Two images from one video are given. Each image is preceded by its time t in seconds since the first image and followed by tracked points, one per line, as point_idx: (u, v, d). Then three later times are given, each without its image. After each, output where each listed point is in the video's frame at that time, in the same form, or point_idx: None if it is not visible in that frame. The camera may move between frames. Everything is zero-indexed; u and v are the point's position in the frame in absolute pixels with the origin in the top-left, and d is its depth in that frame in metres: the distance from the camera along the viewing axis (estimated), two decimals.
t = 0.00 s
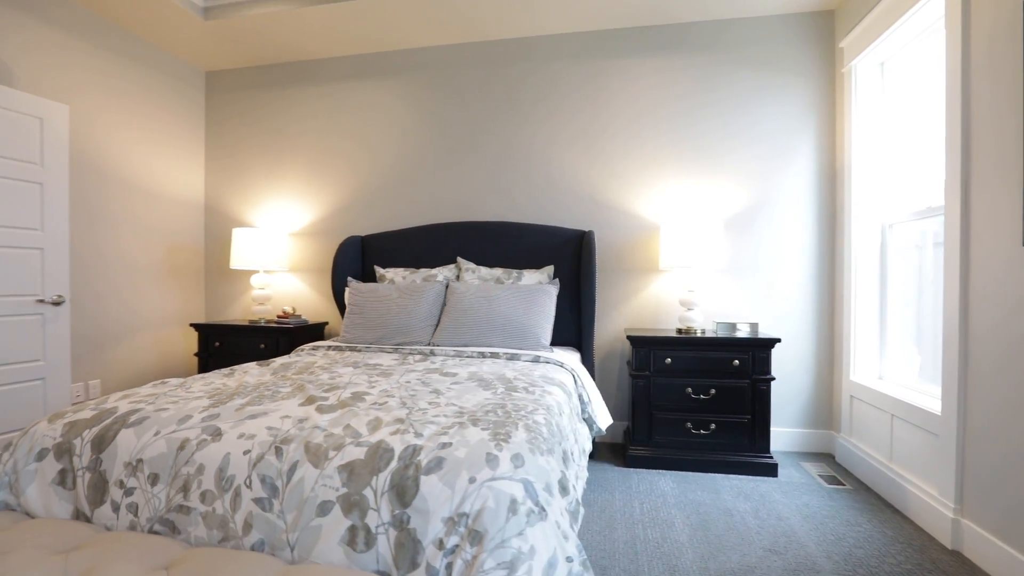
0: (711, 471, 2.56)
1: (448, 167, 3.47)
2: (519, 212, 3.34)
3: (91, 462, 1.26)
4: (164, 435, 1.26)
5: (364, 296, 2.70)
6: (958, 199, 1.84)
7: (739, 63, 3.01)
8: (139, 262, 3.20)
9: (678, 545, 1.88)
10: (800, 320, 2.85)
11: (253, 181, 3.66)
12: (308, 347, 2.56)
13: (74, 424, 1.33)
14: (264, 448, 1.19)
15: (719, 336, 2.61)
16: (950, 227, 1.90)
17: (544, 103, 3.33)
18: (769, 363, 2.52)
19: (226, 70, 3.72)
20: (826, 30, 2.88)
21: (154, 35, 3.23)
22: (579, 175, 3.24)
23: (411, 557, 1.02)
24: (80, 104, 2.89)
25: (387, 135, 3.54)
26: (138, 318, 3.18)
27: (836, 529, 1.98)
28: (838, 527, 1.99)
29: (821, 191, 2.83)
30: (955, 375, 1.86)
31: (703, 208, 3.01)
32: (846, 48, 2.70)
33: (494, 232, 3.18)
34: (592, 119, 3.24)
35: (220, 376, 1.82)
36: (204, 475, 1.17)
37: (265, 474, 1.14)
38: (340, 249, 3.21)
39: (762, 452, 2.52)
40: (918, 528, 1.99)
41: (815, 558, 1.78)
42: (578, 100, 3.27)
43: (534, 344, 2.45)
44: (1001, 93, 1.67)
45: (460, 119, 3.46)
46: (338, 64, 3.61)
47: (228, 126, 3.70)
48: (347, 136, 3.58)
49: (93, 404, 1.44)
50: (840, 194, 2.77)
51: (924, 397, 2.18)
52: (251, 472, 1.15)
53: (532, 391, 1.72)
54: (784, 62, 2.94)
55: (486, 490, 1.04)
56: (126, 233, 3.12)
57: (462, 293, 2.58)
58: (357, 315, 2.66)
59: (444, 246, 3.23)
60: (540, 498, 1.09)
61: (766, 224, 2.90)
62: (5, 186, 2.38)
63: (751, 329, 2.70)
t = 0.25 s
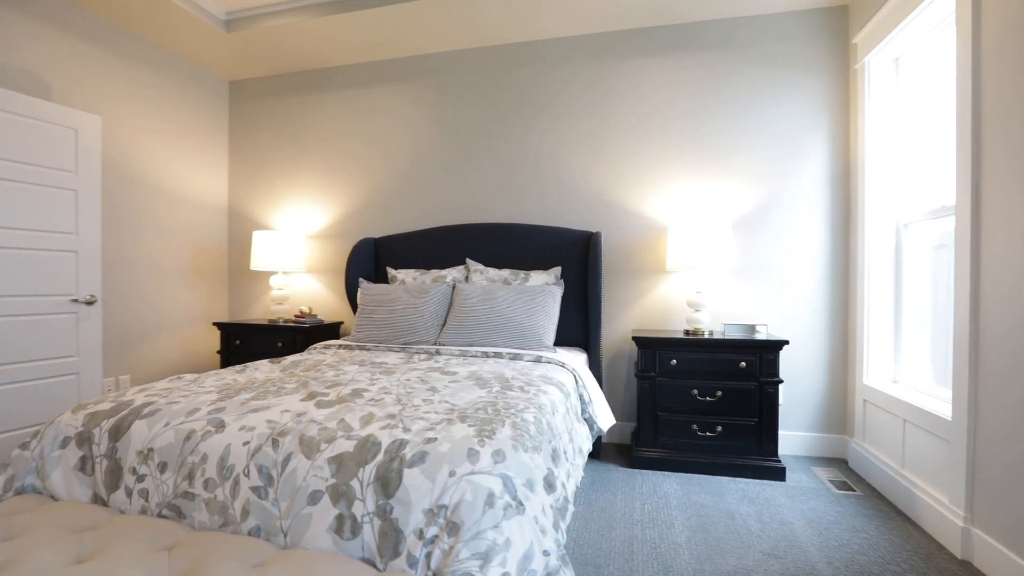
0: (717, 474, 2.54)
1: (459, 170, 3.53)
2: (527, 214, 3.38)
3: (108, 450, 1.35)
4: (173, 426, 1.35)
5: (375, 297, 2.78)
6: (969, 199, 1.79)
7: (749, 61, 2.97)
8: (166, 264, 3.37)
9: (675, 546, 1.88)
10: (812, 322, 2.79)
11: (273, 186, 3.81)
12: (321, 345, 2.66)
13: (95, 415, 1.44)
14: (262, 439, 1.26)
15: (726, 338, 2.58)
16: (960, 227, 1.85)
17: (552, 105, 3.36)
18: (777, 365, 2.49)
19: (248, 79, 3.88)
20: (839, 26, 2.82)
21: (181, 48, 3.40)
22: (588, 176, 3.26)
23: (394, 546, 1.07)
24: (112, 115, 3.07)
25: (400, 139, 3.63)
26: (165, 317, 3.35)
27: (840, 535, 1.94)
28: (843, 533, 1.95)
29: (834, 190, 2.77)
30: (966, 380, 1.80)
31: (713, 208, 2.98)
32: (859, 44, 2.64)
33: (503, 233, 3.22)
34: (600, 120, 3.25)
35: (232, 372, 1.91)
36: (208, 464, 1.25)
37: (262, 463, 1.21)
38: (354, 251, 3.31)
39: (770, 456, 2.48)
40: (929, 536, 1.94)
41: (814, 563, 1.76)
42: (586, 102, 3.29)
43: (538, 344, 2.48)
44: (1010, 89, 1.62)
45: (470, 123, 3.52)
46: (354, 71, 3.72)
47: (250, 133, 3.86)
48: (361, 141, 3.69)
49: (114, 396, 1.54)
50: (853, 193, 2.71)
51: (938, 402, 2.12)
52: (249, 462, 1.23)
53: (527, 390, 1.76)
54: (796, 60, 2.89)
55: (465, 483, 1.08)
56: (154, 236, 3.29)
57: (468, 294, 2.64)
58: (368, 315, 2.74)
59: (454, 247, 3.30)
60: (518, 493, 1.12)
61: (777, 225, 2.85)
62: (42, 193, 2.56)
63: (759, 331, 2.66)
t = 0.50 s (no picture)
0: (724, 476, 2.52)
1: (470, 172, 3.59)
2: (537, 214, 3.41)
3: (127, 438, 1.45)
4: (185, 416, 1.44)
5: (386, 296, 2.86)
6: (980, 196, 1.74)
7: (759, 58, 2.94)
8: (192, 264, 3.54)
9: (673, 545, 1.89)
10: (824, 323, 2.74)
11: (293, 189, 3.95)
12: (334, 343, 2.75)
13: (116, 405, 1.54)
14: (265, 430, 1.33)
15: (734, 338, 2.56)
16: (971, 225, 1.80)
17: (561, 106, 3.38)
18: (785, 366, 2.45)
19: (269, 86, 4.03)
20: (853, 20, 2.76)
21: (206, 58, 3.56)
22: (596, 177, 3.27)
23: (382, 533, 1.12)
24: (142, 124, 3.25)
25: (413, 142, 3.71)
26: (191, 315, 3.52)
27: (844, 540, 1.91)
28: (847, 538, 1.92)
29: (848, 188, 2.72)
30: (976, 383, 1.75)
31: (722, 207, 2.95)
32: (874, 38, 2.58)
33: (512, 234, 3.26)
34: (608, 120, 3.26)
35: (246, 367, 2.01)
36: (215, 452, 1.33)
37: (263, 453, 1.29)
38: (368, 252, 3.40)
39: (778, 459, 2.45)
40: (938, 543, 1.89)
41: (813, 566, 1.74)
42: (595, 102, 3.30)
43: (542, 344, 2.51)
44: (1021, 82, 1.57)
45: (481, 125, 3.58)
46: (369, 77, 3.82)
47: (271, 138, 4.01)
48: (376, 144, 3.79)
49: (134, 389, 1.65)
50: (868, 191, 2.64)
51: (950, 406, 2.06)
52: (252, 451, 1.30)
53: (524, 388, 1.79)
54: (808, 56, 2.84)
55: (449, 474, 1.13)
56: (181, 238, 3.46)
57: (475, 294, 2.69)
58: (379, 314, 2.82)
59: (464, 248, 3.36)
60: (501, 486, 1.16)
61: (788, 224, 2.81)
62: (77, 198, 2.73)
63: (769, 331, 2.63)
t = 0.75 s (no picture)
0: (732, 477, 2.50)
1: (482, 174, 3.65)
2: (548, 215, 3.44)
3: (146, 428, 1.55)
4: (199, 409, 1.53)
5: (398, 296, 2.94)
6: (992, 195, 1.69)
7: (771, 55, 2.90)
8: (216, 265, 3.70)
9: (673, 545, 1.89)
10: (837, 323, 2.69)
11: (312, 192, 4.08)
12: (347, 341, 2.84)
13: (137, 398, 1.64)
14: (270, 423, 1.41)
15: (742, 339, 2.54)
16: (983, 224, 1.75)
17: (572, 107, 3.40)
18: (795, 368, 2.42)
19: (290, 93, 4.17)
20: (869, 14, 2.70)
21: (230, 68, 3.72)
22: (606, 177, 3.28)
23: (375, 522, 1.17)
24: (170, 131, 3.41)
25: (427, 145, 3.79)
26: (215, 313, 3.68)
27: (849, 544, 1.88)
28: (853, 542, 1.89)
29: (863, 187, 2.66)
30: (987, 386, 1.70)
31: (733, 207, 2.92)
32: (889, 33, 2.52)
33: (522, 235, 3.30)
34: (618, 121, 3.27)
35: (261, 363, 2.11)
36: (225, 443, 1.41)
37: (268, 444, 1.36)
38: (383, 253, 3.50)
39: (787, 461, 2.42)
40: (950, 550, 1.84)
41: (815, 569, 1.72)
42: (606, 103, 3.31)
43: (548, 343, 2.54)
44: None
45: (493, 127, 3.63)
46: (384, 82, 3.92)
47: (292, 143, 4.15)
48: (391, 148, 3.88)
49: (155, 383, 1.75)
50: (883, 190, 2.58)
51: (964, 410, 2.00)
52: (258, 442, 1.37)
53: (523, 386, 1.83)
54: (822, 52, 2.79)
55: (438, 467, 1.17)
56: (206, 240, 3.62)
57: (483, 294, 2.74)
58: (391, 313, 2.90)
59: (475, 249, 3.41)
60: (489, 480, 1.20)
61: (800, 223, 2.77)
62: (109, 203, 2.90)
63: (779, 332, 2.59)
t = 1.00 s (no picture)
0: (739, 479, 2.48)
1: (493, 175, 3.70)
2: (557, 216, 3.47)
3: (165, 420, 1.64)
4: (214, 402, 1.61)
5: (409, 296, 3.01)
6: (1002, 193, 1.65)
7: (782, 52, 2.87)
8: (238, 265, 3.85)
9: (673, 544, 1.90)
10: (850, 324, 2.64)
11: (330, 195, 4.20)
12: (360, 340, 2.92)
13: (158, 391, 1.74)
14: (278, 416, 1.48)
15: (750, 340, 2.52)
16: (993, 222, 1.71)
17: (581, 108, 3.42)
18: (804, 369, 2.39)
19: (309, 98, 4.30)
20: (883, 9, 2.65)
21: (252, 75, 3.86)
22: (615, 178, 3.29)
23: (372, 511, 1.23)
24: (195, 138, 3.57)
25: (440, 148, 3.86)
26: (238, 312, 3.83)
27: (854, 547, 1.86)
28: (858, 545, 1.87)
29: (876, 185, 2.61)
30: (997, 389, 1.67)
31: (743, 207, 2.90)
32: (904, 28, 2.47)
33: (531, 235, 3.34)
34: (627, 122, 3.27)
35: (275, 360, 2.20)
36: (236, 434, 1.50)
37: (275, 435, 1.43)
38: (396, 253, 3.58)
39: (795, 463, 2.39)
40: (960, 556, 1.80)
41: (816, 570, 1.71)
42: (615, 103, 3.32)
43: (554, 342, 2.57)
44: None
45: (504, 129, 3.67)
46: (399, 87, 4.01)
47: (310, 147, 4.28)
48: (406, 150, 3.97)
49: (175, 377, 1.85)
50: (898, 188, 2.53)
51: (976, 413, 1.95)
52: (266, 433, 1.45)
53: (523, 384, 1.87)
54: (834, 49, 2.74)
55: (431, 459, 1.22)
56: (229, 242, 3.78)
57: (491, 294, 2.79)
58: (402, 312, 2.97)
59: (486, 249, 3.46)
60: (480, 473, 1.25)
61: (812, 223, 2.73)
62: (138, 207, 3.07)
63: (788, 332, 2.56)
